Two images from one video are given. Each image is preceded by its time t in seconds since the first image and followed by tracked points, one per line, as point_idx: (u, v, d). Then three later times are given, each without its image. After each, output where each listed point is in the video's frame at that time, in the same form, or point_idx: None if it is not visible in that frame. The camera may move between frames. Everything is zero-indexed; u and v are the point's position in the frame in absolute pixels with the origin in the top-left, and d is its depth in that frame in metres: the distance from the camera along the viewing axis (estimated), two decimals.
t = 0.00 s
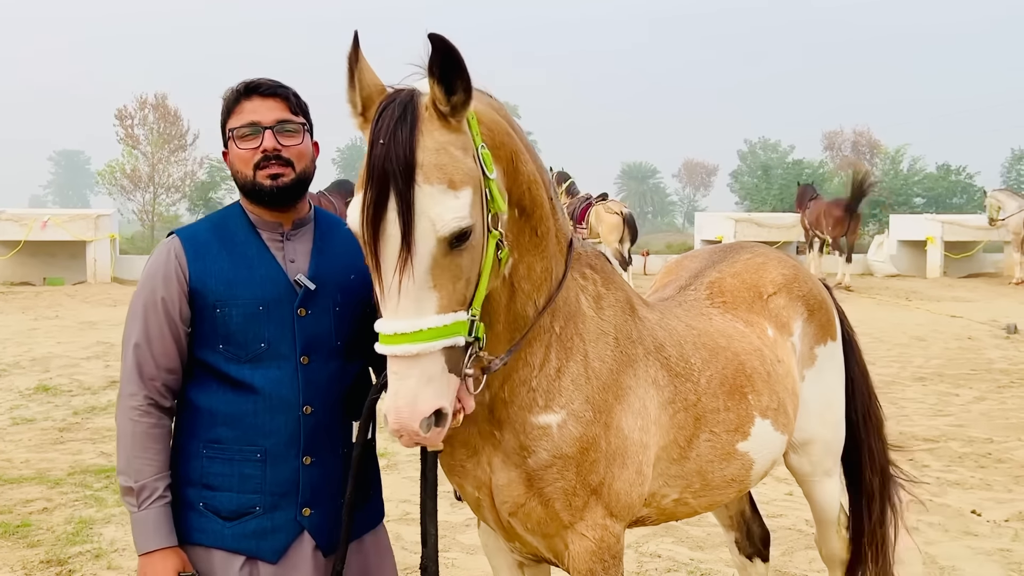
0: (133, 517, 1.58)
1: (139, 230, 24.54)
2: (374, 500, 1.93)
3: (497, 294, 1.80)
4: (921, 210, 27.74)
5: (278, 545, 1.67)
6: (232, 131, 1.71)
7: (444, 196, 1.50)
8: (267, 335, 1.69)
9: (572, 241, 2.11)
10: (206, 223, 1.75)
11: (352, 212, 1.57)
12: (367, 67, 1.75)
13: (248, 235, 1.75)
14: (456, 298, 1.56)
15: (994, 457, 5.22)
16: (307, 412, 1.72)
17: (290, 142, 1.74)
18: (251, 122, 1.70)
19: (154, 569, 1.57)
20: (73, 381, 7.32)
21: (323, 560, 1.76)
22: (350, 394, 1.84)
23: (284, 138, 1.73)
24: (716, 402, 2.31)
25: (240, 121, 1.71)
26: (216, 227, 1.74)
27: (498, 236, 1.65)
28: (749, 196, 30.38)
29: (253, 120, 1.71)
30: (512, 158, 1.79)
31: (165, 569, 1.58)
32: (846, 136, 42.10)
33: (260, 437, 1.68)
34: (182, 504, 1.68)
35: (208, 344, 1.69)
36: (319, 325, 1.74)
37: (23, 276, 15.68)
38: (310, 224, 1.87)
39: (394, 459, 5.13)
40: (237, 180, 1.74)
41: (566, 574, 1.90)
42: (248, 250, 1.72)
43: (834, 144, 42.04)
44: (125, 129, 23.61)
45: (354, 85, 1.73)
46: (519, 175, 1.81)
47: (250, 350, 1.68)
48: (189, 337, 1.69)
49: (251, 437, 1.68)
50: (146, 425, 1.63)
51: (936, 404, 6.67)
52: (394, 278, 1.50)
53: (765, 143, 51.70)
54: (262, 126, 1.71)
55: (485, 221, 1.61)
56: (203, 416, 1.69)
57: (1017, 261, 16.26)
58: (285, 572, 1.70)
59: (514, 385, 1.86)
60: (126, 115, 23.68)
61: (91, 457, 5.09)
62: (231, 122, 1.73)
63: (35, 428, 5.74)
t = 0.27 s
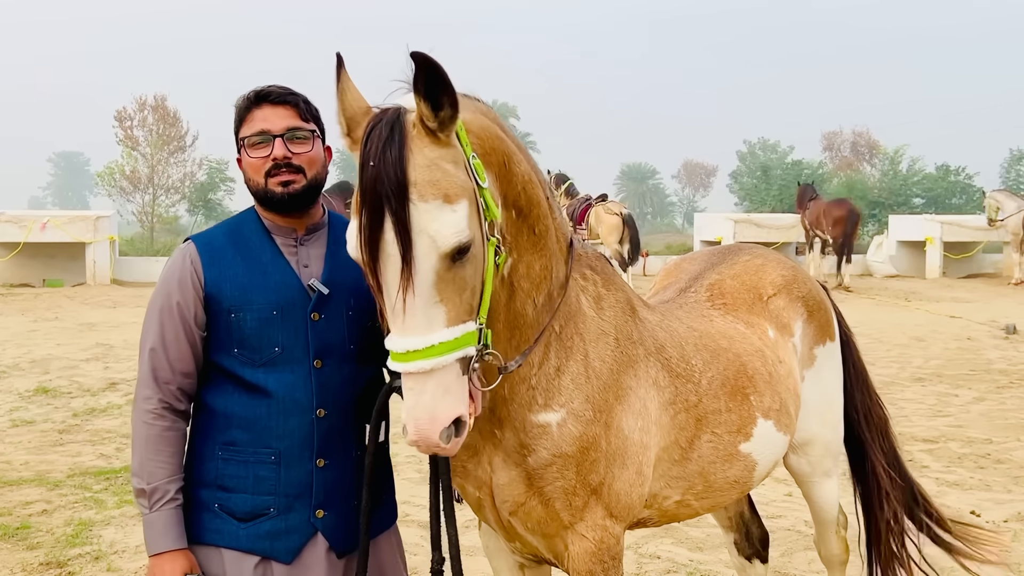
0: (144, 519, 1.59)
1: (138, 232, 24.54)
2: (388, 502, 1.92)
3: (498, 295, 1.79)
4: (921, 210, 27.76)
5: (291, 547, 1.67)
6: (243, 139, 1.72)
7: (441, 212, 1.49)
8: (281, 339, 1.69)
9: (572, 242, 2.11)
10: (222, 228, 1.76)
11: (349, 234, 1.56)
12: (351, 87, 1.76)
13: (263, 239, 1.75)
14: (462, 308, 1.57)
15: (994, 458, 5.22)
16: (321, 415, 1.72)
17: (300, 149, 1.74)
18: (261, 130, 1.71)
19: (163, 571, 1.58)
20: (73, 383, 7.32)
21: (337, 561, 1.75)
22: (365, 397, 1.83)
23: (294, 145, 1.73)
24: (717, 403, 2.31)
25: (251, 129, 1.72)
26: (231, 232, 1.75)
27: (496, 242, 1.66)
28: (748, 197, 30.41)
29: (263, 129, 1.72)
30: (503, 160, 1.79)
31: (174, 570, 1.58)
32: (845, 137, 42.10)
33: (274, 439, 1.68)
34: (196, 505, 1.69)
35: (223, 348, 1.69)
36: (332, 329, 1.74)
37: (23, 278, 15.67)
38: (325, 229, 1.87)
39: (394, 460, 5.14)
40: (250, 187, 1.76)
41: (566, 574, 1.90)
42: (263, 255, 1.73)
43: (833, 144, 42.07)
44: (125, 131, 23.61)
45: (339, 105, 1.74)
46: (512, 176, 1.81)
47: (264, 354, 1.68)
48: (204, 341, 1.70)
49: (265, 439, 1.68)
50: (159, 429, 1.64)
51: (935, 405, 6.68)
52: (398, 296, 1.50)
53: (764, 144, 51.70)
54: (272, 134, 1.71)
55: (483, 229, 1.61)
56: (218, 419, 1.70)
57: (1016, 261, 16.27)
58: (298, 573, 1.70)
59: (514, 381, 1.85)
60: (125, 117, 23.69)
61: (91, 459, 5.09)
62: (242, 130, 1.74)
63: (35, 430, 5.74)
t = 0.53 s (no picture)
0: (146, 517, 1.60)
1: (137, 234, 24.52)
2: (393, 501, 1.92)
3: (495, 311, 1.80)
4: (919, 210, 27.78)
5: (295, 545, 1.68)
6: (247, 142, 1.73)
7: (437, 269, 1.49)
8: (286, 340, 1.69)
9: (569, 244, 2.12)
10: (228, 228, 1.76)
11: (344, 286, 1.56)
12: (345, 140, 1.72)
13: (269, 240, 1.75)
14: (459, 355, 1.58)
15: (992, 458, 5.23)
16: (324, 415, 1.72)
17: (304, 151, 1.75)
18: (265, 133, 1.72)
19: (164, 569, 1.58)
20: (71, 384, 7.31)
21: (340, 560, 1.76)
22: (369, 398, 1.83)
23: (298, 147, 1.74)
24: (714, 403, 2.32)
25: (255, 132, 1.73)
26: (237, 233, 1.75)
27: (490, 283, 1.67)
28: (746, 198, 30.44)
29: (267, 131, 1.72)
30: (498, 181, 1.80)
31: (175, 569, 1.59)
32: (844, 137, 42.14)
33: (278, 439, 1.68)
34: (199, 503, 1.69)
35: (227, 347, 1.69)
36: (336, 330, 1.74)
37: (21, 280, 15.64)
38: (330, 230, 1.87)
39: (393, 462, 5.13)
40: (255, 189, 1.76)
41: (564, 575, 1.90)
42: (269, 255, 1.73)
43: (831, 145, 42.11)
44: (123, 132, 23.60)
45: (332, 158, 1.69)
46: (507, 202, 1.81)
47: (268, 354, 1.69)
48: (209, 340, 1.70)
49: (269, 439, 1.68)
50: (163, 427, 1.65)
51: (934, 405, 6.69)
52: (394, 351, 1.51)
53: (762, 145, 51.73)
54: (276, 137, 1.72)
55: (479, 274, 1.62)
56: (222, 418, 1.70)
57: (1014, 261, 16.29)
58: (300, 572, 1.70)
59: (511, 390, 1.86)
60: (123, 118, 23.67)
61: (89, 461, 5.09)
62: (247, 133, 1.75)
63: (33, 432, 5.73)
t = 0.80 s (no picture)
0: (147, 518, 1.59)
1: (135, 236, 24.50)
2: (393, 501, 1.91)
3: (500, 301, 1.79)
4: (918, 210, 27.80)
5: (298, 545, 1.67)
6: (241, 145, 1.72)
7: (440, 235, 1.49)
8: (286, 338, 1.69)
9: (570, 243, 2.12)
10: (226, 228, 1.76)
11: (349, 253, 1.56)
12: (352, 107, 1.78)
13: (267, 239, 1.75)
14: (460, 328, 1.57)
15: (992, 458, 5.23)
16: (326, 414, 1.72)
17: (299, 151, 1.74)
18: (259, 134, 1.71)
19: (165, 571, 1.57)
20: (71, 386, 7.30)
21: (342, 560, 1.75)
22: (369, 396, 1.83)
23: (293, 147, 1.73)
24: (715, 402, 2.31)
25: (249, 134, 1.72)
26: (235, 233, 1.74)
27: (495, 260, 1.67)
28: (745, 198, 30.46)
29: (261, 133, 1.71)
30: (504, 172, 1.80)
31: (177, 570, 1.58)
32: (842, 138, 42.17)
33: (279, 438, 1.68)
34: (202, 504, 1.69)
35: (227, 347, 1.69)
36: (336, 328, 1.74)
37: (20, 282, 15.62)
38: (328, 230, 1.87)
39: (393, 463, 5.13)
40: (251, 191, 1.76)
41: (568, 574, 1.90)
42: (267, 254, 1.73)
43: (830, 146, 42.15)
44: (122, 134, 23.58)
45: (340, 124, 1.75)
46: (512, 188, 1.81)
47: (269, 353, 1.68)
48: (208, 340, 1.70)
49: (270, 438, 1.68)
50: (164, 428, 1.64)
51: (934, 405, 6.69)
52: (395, 318, 1.51)
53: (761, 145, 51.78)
54: (270, 138, 1.71)
55: (482, 248, 1.62)
56: (223, 418, 1.69)
57: (1013, 261, 16.31)
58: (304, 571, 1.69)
59: (515, 386, 1.86)
60: (122, 120, 23.65)
61: (89, 463, 5.08)
62: (241, 136, 1.74)
63: (33, 434, 5.73)
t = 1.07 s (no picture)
0: (147, 525, 1.59)
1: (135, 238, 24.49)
2: (392, 500, 1.92)
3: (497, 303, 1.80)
4: (917, 210, 27.82)
5: (298, 548, 1.67)
6: (229, 152, 1.72)
7: (441, 233, 1.49)
8: (281, 342, 1.69)
9: (566, 244, 2.12)
10: (218, 233, 1.76)
11: (351, 258, 1.56)
12: (346, 111, 1.77)
13: (260, 243, 1.75)
14: (467, 324, 1.57)
15: (991, 457, 5.23)
16: (322, 416, 1.72)
17: (287, 156, 1.73)
18: (247, 141, 1.70)
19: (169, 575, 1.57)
20: (70, 388, 7.30)
21: (342, 561, 1.76)
22: (364, 398, 1.84)
23: (281, 153, 1.73)
24: (712, 401, 2.32)
25: (236, 141, 1.71)
26: (228, 237, 1.74)
27: (497, 256, 1.66)
28: (744, 199, 30.50)
29: (248, 140, 1.71)
30: (501, 170, 1.80)
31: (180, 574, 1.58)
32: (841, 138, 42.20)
33: (276, 441, 1.68)
34: (201, 509, 1.69)
35: (222, 352, 1.69)
36: (331, 330, 1.75)
37: (19, 284, 15.61)
38: (320, 231, 1.87)
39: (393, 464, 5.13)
40: (241, 197, 1.75)
41: (566, 573, 1.91)
42: (260, 258, 1.73)
43: (829, 146, 42.17)
44: (121, 136, 23.57)
45: (335, 129, 1.76)
46: (509, 187, 1.81)
47: (264, 357, 1.68)
48: (204, 346, 1.70)
49: (267, 442, 1.68)
50: (161, 435, 1.64)
51: (933, 405, 6.69)
52: (402, 319, 1.51)
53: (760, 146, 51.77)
54: (258, 145, 1.70)
55: (484, 247, 1.62)
56: (221, 422, 1.70)
57: (1012, 261, 16.32)
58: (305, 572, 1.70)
59: (512, 386, 1.86)
60: (121, 122, 23.65)
61: (88, 465, 5.08)
62: (228, 143, 1.73)
63: (32, 436, 5.72)
